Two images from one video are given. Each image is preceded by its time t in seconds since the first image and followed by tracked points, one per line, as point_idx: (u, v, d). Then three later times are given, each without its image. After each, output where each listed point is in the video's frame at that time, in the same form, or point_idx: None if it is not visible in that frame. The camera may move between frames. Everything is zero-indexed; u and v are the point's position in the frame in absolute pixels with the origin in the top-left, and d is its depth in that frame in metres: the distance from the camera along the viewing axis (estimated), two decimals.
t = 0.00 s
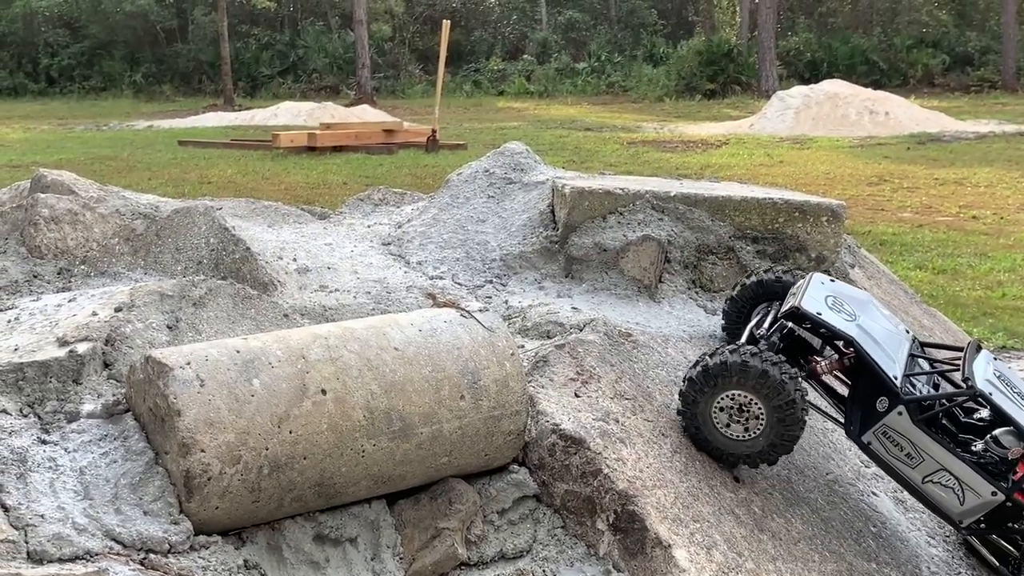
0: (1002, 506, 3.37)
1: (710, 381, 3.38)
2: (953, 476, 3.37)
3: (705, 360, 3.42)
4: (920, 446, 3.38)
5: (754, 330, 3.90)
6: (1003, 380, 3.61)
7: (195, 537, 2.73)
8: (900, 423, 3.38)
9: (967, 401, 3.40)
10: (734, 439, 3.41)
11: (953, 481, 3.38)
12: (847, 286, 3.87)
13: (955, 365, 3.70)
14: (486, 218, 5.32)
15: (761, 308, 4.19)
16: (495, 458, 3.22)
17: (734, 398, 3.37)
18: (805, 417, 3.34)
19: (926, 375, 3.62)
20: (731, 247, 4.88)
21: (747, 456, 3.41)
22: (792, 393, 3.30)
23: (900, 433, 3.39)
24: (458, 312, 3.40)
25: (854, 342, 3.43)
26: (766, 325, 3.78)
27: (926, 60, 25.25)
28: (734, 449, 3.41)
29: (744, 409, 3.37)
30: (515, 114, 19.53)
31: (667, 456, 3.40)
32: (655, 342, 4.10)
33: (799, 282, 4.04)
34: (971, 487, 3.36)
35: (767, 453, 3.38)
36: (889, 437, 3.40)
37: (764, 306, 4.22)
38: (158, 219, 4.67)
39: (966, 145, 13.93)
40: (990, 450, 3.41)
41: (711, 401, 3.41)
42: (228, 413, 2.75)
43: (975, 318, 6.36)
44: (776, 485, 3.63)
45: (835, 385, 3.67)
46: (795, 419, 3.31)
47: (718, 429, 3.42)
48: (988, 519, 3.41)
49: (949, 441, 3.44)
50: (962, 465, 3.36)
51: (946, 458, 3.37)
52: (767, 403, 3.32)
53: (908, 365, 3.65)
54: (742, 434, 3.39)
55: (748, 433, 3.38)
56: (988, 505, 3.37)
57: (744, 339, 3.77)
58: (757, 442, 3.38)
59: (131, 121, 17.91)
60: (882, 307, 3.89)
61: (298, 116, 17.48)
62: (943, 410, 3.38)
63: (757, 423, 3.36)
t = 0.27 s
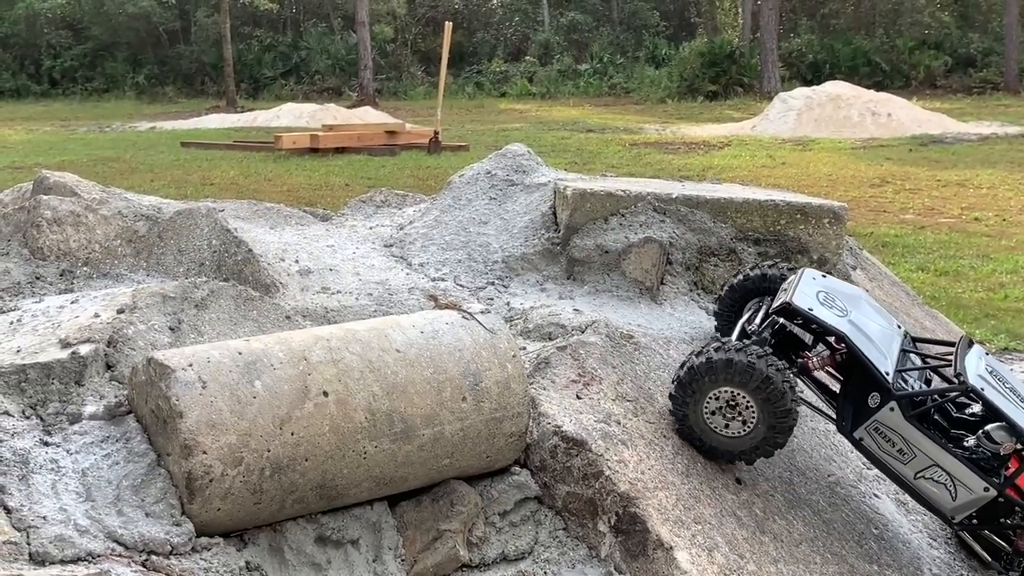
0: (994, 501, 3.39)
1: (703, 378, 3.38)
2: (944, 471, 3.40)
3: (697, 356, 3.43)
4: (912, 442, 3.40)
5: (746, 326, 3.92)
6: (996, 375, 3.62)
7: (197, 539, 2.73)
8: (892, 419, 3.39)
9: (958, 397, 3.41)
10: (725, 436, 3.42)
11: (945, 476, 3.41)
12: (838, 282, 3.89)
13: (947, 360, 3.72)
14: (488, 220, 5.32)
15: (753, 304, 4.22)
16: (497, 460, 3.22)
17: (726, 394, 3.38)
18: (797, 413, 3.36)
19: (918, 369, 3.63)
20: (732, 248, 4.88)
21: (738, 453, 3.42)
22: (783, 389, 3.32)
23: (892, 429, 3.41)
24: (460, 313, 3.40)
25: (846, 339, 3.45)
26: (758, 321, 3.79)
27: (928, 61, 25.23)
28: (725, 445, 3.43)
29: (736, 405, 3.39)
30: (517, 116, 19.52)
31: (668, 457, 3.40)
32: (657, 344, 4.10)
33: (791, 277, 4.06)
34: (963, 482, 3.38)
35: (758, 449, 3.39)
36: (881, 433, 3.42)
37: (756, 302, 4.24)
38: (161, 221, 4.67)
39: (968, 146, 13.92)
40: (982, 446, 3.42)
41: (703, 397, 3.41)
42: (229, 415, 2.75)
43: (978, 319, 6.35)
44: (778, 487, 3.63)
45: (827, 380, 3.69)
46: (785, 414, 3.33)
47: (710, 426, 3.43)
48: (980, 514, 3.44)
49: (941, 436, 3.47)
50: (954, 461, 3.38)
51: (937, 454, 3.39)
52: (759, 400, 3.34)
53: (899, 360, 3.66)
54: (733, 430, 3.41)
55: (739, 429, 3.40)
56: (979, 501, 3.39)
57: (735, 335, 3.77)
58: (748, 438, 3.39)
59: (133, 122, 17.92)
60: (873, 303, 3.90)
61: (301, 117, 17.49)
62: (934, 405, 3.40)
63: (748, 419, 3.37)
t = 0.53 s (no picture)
0: (985, 493, 3.35)
1: (692, 370, 3.37)
2: (934, 463, 3.38)
3: (686, 349, 3.42)
4: (902, 434, 3.40)
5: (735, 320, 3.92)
6: (987, 367, 3.62)
7: (199, 541, 2.73)
8: (882, 411, 3.39)
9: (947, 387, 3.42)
10: (713, 428, 3.40)
11: (935, 468, 3.39)
12: (827, 276, 3.90)
13: (938, 352, 3.72)
14: (490, 222, 5.32)
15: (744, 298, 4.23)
16: (500, 461, 3.22)
17: (715, 387, 3.36)
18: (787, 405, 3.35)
19: (907, 362, 3.64)
20: (735, 250, 4.88)
21: (726, 446, 3.40)
22: (773, 381, 3.30)
23: (882, 421, 3.41)
24: (462, 315, 3.40)
25: (836, 332, 3.46)
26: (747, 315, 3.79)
27: (931, 63, 25.26)
28: (715, 439, 3.41)
29: (725, 398, 3.37)
30: (520, 118, 19.51)
31: (670, 459, 3.40)
32: (659, 346, 4.10)
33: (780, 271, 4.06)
34: (953, 474, 3.36)
35: (748, 442, 3.38)
36: (870, 425, 3.42)
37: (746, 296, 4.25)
38: (163, 223, 4.68)
39: (971, 148, 13.90)
40: (972, 438, 3.41)
41: (691, 390, 3.39)
42: (232, 417, 2.75)
43: (981, 321, 6.34)
44: (780, 489, 3.64)
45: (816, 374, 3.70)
46: (775, 407, 3.31)
47: (700, 419, 3.41)
48: (971, 507, 3.40)
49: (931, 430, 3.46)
50: (944, 452, 3.37)
51: (927, 445, 3.38)
52: (749, 392, 3.32)
53: (890, 351, 3.68)
54: (723, 424, 3.39)
55: (729, 423, 3.38)
56: (970, 493, 3.35)
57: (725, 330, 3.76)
58: (738, 431, 3.37)
59: (135, 125, 17.93)
60: (863, 297, 3.92)
61: (303, 120, 17.49)
62: (924, 397, 3.40)
63: (738, 412, 3.35)
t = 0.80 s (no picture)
0: (977, 488, 3.38)
1: (684, 366, 3.37)
2: (926, 458, 3.40)
3: (678, 345, 3.42)
4: (894, 429, 3.41)
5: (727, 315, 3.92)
6: (979, 363, 3.61)
7: (203, 544, 2.73)
8: (874, 406, 3.40)
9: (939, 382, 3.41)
10: (705, 423, 3.41)
11: (927, 464, 3.41)
12: (818, 271, 3.89)
13: (930, 347, 3.71)
14: (493, 224, 5.33)
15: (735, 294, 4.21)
16: (503, 465, 3.22)
17: (707, 382, 3.37)
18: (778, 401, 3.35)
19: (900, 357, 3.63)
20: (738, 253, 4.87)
21: (717, 441, 3.41)
22: (764, 378, 3.31)
23: (873, 417, 3.43)
24: (465, 318, 3.40)
25: (828, 327, 3.46)
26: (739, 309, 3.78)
27: (933, 65, 25.32)
28: (707, 434, 3.41)
29: (717, 394, 3.38)
30: (522, 120, 19.52)
31: (674, 462, 3.40)
32: (662, 349, 4.10)
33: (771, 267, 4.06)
34: (945, 469, 3.38)
35: (740, 439, 3.39)
36: (862, 420, 3.44)
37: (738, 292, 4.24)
38: (166, 226, 4.69)
39: (973, 150, 13.89)
40: (964, 433, 3.42)
41: (683, 386, 3.40)
42: (236, 420, 2.75)
43: (984, 323, 6.34)
44: (783, 492, 3.64)
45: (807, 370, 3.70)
46: (767, 403, 3.32)
47: (692, 415, 3.42)
48: (963, 501, 3.43)
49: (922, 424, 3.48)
50: (936, 447, 3.39)
51: (919, 440, 3.40)
52: (740, 388, 3.32)
53: (881, 347, 3.69)
54: (714, 420, 3.40)
55: (720, 419, 3.39)
56: (963, 488, 3.39)
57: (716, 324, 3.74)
58: (729, 427, 3.38)
59: (138, 127, 17.95)
60: (854, 291, 3.91)
61: (305, 122, 17.50)
62: (915, 392, 3.40)
63: (729, 408, 3.36)
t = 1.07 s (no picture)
0: (966, 481, 3.35)
1: (672, 357, 3.37)
2: (914, 451, 3.39)
3: (666, 337, 3.42)
4: (881, 422, 3.41)
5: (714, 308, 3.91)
6: (966, 353, 3.57)
7: (206, 548, 2.73)
8: (861, 399, 3.41)
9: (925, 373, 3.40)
10: (692, 417, 3.41)
11: (915, 456, 3.39)
12: (805, 263, 3.88)
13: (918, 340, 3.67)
14: (495, 228, 5.34)
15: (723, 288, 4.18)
16: (506, 467, 3.22)
17: (694, 374, 3.36)
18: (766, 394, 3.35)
19: (887, 348, 3.62)
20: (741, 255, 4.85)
21: (706, 435, 3.40)
22: (752, 371, 3.30)
23: (861, 409, 3.42)
24: (466, 322, 3.40)
25: (814, 319, 3.45)
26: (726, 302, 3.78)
27: (936, 67, 25.25)
28: (694, 427, 3.41)
29: (704, 387, 3.37)
30: (525, 123, 19.52)
31: (676, 465, 3.40)
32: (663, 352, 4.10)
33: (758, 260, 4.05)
34: (933, 461, 3.36)
35: (728, 431, 3.38)
36: (849, 412, 3.44)
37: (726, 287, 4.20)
38: (169, 230, 4.70)
39: (976, 152, 13.85)
40: (952, 425, 3.41)
41: (670, 379, 3.39)
42: (238, 424, 2.75)
43: (987, 325, 6.32)
44: (786, 495, 3.65)
45: (795, 364, 3.70)
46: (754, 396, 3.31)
47: (679, 408, 3.41)
48: (952, 494, 3.40)
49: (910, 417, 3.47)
50: (924, 439, 3.37)
51: (906, 432, 3.39)
52: (727, 380, 3.32)
53: (870, 340, 3.70)
54: (701, 412, 3.39)
55: (707, 411, 3.38)
56: (951, 480, 3.36)
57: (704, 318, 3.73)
58: (716, 420, 3.38)
59: (141, 131, 17.97)
60: (841, 284, 3.90)
61: (308, 125, 17.51)
62: (903, 384, 3.41)
63: (716, 401, 3.36)
